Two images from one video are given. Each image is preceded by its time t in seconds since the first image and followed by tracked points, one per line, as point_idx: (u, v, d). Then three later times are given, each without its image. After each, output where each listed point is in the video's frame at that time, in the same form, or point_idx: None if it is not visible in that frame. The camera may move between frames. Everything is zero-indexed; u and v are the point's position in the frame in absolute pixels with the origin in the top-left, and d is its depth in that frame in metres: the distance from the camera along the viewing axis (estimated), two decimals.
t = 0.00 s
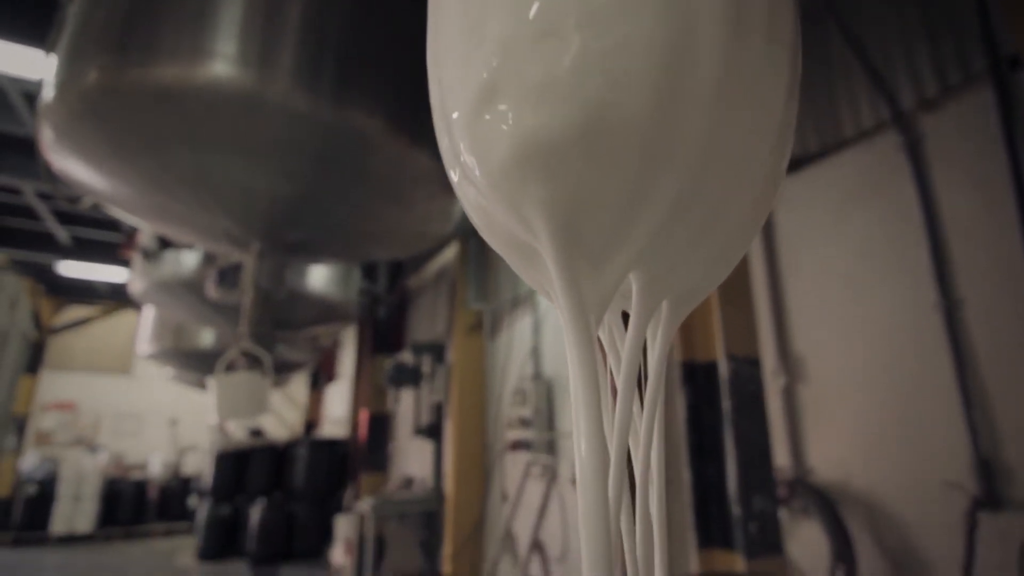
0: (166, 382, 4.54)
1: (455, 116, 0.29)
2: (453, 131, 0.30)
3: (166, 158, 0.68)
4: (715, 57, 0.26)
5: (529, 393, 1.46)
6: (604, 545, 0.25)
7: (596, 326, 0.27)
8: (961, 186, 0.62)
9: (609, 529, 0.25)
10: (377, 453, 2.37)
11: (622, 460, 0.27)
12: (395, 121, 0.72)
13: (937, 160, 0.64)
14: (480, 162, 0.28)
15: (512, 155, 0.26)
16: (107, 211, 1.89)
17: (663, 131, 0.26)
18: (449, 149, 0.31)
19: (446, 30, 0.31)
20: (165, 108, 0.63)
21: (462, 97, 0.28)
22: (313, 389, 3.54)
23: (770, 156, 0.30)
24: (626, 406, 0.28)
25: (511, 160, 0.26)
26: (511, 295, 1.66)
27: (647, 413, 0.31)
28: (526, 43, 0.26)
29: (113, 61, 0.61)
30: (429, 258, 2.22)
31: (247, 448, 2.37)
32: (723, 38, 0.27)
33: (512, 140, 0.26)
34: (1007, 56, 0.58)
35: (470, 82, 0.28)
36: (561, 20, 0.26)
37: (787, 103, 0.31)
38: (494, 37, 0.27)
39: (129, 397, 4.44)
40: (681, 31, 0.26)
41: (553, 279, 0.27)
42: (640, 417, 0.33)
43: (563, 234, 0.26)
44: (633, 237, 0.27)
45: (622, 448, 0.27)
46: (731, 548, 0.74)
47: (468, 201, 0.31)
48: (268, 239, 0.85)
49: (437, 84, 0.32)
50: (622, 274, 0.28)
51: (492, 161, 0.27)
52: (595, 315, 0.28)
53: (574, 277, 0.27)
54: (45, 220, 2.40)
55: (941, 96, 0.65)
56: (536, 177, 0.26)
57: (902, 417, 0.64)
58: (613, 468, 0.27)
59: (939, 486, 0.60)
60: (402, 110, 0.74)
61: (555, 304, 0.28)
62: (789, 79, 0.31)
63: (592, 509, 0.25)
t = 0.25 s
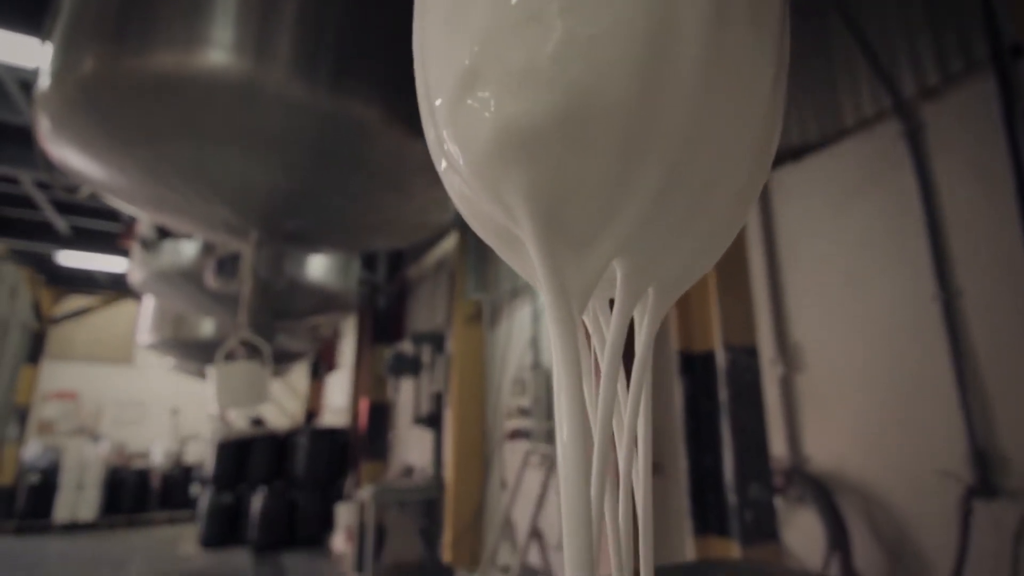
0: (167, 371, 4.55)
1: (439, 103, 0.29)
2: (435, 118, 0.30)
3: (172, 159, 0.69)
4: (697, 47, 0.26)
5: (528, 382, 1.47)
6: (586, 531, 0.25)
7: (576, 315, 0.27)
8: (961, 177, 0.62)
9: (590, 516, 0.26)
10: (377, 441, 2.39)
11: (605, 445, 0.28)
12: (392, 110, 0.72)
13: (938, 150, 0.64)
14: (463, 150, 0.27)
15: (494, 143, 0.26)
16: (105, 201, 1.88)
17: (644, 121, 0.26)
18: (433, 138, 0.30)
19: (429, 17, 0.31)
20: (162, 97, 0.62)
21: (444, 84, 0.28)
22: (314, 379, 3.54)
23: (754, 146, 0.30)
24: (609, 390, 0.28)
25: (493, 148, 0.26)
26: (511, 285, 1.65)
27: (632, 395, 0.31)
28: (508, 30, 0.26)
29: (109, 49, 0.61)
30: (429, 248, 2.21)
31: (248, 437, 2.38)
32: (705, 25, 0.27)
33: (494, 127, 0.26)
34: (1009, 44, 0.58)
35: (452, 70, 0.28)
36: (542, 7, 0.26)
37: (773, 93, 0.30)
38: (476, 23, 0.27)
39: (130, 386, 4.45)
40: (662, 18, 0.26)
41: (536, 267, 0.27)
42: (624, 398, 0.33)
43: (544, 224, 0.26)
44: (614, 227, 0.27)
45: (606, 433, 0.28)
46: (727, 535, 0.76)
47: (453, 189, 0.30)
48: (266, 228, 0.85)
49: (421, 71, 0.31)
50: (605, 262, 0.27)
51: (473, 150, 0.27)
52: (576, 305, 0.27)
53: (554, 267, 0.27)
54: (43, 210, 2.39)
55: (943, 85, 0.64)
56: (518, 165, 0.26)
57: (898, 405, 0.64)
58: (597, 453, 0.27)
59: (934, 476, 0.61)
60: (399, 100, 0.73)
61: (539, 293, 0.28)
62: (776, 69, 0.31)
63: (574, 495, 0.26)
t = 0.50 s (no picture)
0: (167, 362, 4.56)
1: (415, 93, 0.26)
2: (412, 108, 0.27)
3: (165, 146, 0.68)
4: (675, 13, 0.24)
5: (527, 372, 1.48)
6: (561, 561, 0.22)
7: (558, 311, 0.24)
8: (961, 174, 0.65)
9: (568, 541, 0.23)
10: (377, 431, 2.39)
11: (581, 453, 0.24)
12: (391, 100, 0.72)
13: (938, 151, 0.67)
14: (435, 139, 0.25)
15: (464, 130, 0.23)
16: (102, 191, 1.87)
17: (623, 94, 0.23)
18: (412, 131, 0.28)
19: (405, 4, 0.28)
20: (157, 86, 0.62)
21: (419, 71, 0.25)
22: (314, 369, 3.55)
23: (737, 122, 0.27)
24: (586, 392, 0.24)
25: (464, 135, 0.23)
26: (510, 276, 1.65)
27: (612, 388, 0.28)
28: (479, 8, 0.23)
29: (105, 38, 0.60)
30: (428, 239, 2.21)
31: (249, 427, 2.40)
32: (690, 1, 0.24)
33: (465, 113, 0.23)
34: (1009, 36, 0.60)
35: (425, 56, 0.25)
36: None
37: (754, 64, 0.28)
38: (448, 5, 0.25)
39: (130, 376, 4.44)
40: None
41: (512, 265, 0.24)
42: (604, 374, 0.30)
43: (520, 210, 0.23)
44: (592, 211, 0.24)
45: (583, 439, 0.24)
46: (722, 523, 0.78)
47: (433, 185, 0.28)
48: (264, 218, 0.85)
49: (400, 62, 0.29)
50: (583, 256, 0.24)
51: (443, 133, 0.24)
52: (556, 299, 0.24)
53: (533, 258, 0.23)
54: (41, 201, 2.38)
55: (944, 76, 0.67)
56: (491, 153, 0.23)
57: (896, 395, 0.69)
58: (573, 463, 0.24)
59: (930, 466, 0.65)
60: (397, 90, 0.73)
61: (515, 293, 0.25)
62: (757, 37, 0.28)
63: (549, 517, 0.22)
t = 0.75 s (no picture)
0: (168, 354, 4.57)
1: (395, 85, 0.26)
2: (392, 101, 0.27)
3: (159, 137, 0.67)
4: None
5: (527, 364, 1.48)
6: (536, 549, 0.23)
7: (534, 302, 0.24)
8: (961, 164, 0.65)
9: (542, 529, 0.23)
10: (377, 422, 2.41)
11: (558, 440, 0.24)
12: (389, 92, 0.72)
13: (938, 140, 0.67)
14: (414, 132, 0.25)
15: (440, 122, 0.23)
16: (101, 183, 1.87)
17: (597, 83, 0.23)
18: (393, 124, 0.28)
19: None
20: (152, 78, 0.61)
21: (398, 63, 0.26)
22: (314, 361, 3.56)
23: (719, 108, 0.27)
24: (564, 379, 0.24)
25: (440, 127, 0.23)
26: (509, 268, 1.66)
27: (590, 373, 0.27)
28: None
29: (101, 29, 0.60)
30: (427, 230, 2.21)
31: (249, 419, 2.41)
32: None
33: (441, 105, 0.23)
34: (1010, 25, 0.60)
35: (403, 48, 0.25)
36: None
37: (736, 48, 0.27)
38: None
39: (130, 367, 4.45)
40: None
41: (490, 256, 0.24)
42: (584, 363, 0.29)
43: (495, 201, 0.23)
44: (569, 200, 0.24)
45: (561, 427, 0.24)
46: (717, 514, 0.80)
47: (416, 177, 0.28)
48: (262, 210, 0.85)
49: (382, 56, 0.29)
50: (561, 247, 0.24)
51: (422, 127, 0.24)
52: (533, 289, 0.24)
53: (508, 249, 0.23)
54: (40, 192, 2.38)
55: (944, 66, 0.67)
56: (467, 145, 0.23)
57: (892, 385, 0.69)
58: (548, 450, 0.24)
59: (925, 456, 0.66)
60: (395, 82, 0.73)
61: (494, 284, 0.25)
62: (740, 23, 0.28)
63: (525, 505, 0.23)
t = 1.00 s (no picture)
0: (168, 345, 4.57)
1: (375, 75, 0.25)
2: (373, 92, 0.26)
3: (156, 128, 0.66)
4: None
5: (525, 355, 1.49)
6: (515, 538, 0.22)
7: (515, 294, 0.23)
8: (960, 156, 0.65)
9: (523, 519, 0.23)
10: (377, 413, 2.42)
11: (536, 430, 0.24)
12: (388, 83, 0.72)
13: (938, 134, 0.67)
14: (394, 122, 0.24)
15: (419, 112, 0.23)
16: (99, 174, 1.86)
17: (576, 72, 0.23)
18: (376, 117, 0.27)
19: None
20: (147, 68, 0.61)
21: (378, 54, 0.25)
22: (314, 352, 3.56)
23: (702, 97, 0.26)
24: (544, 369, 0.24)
25: (419, 118, 0.23)
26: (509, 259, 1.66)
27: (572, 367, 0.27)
28: None
29: (97, 19, 0.60)
30: (426, 222, 2.21)
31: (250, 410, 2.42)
32: None
33: (419, 96, 0.23)
34: (1011, 15, 0.60)
35: (384, 38, 0.25)
36: None
37: (719, 34, 0.27)
38: None
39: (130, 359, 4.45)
40: None
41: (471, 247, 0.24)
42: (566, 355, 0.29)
43: (474, 193, 0.23)
44: (547, 192, 0.24)
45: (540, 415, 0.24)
46: (713, 504, 0.84)
47: (399, 169, 0.27)
48: (260, 201, 0.85)
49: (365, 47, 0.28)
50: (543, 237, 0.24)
51: (401, 119, 0.24)
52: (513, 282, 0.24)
53: (488, 241, 0.23)
54: (38, 184, 2.37)
55: (944, 55, 0.67)
56: (446, 136, 0.23)
57: (892, 379, 0.69)
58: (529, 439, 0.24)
59: (920, 447, 0.66)
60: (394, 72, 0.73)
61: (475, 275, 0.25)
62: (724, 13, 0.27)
63: (504, 497, 0.23)
